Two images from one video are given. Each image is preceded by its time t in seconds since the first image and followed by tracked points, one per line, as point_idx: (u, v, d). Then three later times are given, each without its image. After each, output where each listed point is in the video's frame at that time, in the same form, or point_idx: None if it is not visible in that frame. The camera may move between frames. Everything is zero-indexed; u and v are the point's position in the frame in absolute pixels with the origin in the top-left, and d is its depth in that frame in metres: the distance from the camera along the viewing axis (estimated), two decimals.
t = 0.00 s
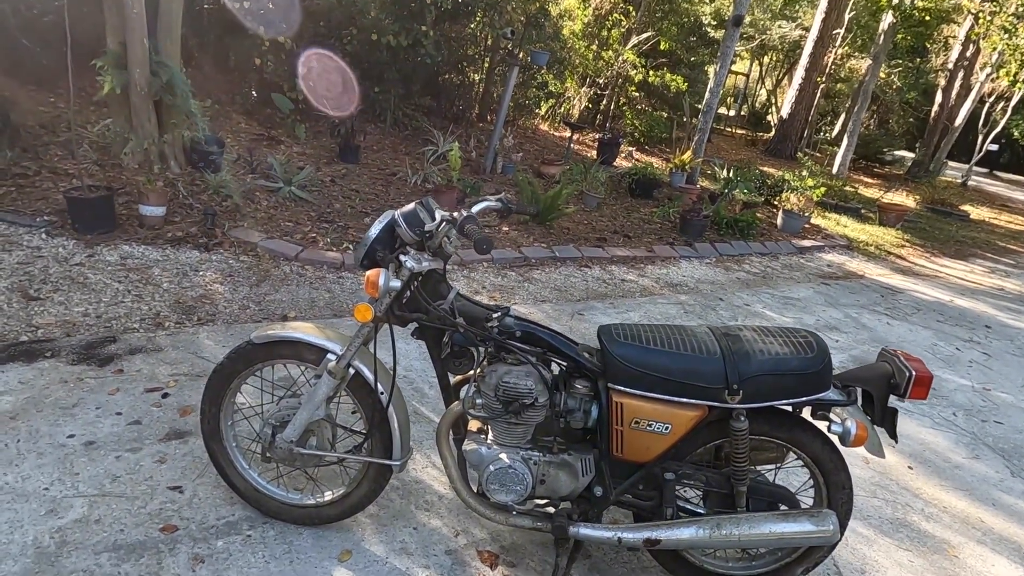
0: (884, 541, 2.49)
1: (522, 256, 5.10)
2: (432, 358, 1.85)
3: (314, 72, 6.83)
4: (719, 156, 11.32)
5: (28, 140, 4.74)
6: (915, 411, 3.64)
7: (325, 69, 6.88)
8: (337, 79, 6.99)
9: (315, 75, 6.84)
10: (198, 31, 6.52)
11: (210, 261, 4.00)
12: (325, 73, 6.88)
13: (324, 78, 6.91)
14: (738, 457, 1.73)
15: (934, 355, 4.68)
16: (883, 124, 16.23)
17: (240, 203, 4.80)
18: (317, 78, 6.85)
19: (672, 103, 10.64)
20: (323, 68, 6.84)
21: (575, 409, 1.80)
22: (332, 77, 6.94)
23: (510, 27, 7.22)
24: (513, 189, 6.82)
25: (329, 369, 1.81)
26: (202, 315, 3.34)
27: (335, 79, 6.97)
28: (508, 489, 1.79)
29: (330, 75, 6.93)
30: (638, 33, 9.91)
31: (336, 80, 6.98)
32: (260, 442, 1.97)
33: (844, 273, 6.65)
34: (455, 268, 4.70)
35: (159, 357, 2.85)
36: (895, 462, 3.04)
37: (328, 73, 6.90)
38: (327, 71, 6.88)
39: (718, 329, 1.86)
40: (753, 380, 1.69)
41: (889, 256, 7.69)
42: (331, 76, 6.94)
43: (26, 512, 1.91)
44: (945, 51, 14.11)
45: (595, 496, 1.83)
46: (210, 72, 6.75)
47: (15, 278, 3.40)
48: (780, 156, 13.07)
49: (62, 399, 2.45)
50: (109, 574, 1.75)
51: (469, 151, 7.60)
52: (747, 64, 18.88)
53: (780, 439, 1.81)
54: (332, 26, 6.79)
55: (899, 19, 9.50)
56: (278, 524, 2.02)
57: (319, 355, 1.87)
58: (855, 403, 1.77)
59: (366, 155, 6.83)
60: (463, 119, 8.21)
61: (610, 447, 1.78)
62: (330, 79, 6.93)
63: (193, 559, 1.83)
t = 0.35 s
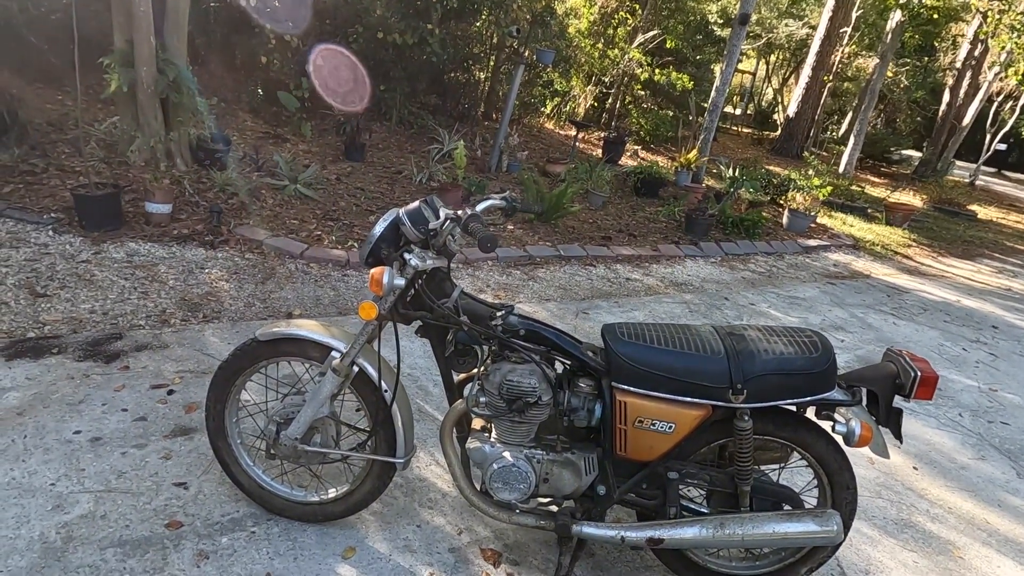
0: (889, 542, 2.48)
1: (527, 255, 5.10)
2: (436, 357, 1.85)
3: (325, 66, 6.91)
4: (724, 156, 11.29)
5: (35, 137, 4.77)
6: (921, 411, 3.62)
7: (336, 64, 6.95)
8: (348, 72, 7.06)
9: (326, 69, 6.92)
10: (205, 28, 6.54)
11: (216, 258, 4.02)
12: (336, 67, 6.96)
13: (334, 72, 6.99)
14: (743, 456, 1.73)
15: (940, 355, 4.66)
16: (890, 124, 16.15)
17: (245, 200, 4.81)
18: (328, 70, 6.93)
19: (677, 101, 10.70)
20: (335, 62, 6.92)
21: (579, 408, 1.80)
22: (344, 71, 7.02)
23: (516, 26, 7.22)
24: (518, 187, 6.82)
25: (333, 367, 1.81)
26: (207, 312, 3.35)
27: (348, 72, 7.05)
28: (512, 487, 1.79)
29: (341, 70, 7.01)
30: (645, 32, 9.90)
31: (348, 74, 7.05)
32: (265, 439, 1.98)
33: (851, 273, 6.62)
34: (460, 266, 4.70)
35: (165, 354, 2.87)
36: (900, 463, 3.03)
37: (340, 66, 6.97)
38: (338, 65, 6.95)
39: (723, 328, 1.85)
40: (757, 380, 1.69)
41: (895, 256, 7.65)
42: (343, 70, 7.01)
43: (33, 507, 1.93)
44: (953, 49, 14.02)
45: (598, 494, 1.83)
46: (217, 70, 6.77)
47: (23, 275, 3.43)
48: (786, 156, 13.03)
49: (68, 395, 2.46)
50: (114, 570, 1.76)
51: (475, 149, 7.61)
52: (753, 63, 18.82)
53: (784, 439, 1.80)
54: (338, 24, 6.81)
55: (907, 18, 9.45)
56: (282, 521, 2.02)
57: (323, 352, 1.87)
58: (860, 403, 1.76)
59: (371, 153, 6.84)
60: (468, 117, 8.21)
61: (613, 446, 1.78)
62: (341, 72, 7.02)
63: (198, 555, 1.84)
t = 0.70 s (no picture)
0: (882, 539, 2.49)
1: (522, 250, 5.09)
2: (431, 353, 1.84)
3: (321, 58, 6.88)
4: (720, 152, 11.30)
5: (27, 129, 4.73)
6: (915, 408, 3.63)
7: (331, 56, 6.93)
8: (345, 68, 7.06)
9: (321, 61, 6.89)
10: (199, 20, 6.49)
11: (210, 252, 4.00)
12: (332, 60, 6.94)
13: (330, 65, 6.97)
14: (738, 455, 1.72)
15: (934, 353, 4.67)
16: (886, 121, 16.18)
17: (240, 194, 4.79)
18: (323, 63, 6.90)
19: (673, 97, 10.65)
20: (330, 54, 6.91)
21: (574, 405, 1.80)
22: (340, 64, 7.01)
23: (512, 20, 7.19)
24: (514, 182, 6.81)
25: (328, 363, 1.80)
26: (201, 306, 3.33)
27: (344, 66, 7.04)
28: (507, 484, 1.78)
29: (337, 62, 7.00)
30: (642, 27, 9.87)
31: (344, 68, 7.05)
32: (259, 435, 1.97)
33: (845, 270, 6.64)
34: (456, 261, 4.69)
35: (158, 348, 2.85)
36: (894, 460, 3.04)
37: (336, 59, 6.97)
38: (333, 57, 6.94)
39: (719, 325, 1.85)
40: (753, 378, 1.69)
41: (890, 253, 7.68)
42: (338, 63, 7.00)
43: (24, 503, 1.91)
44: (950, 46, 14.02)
45: (593, 491, 1.83)
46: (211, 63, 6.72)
47: (15, 268, 3.40)
48: (782, 152, 13.04)
49: (60, 390, 2.45)
50: (107, 566, 1.75)
51: (470, 144, 7.58)
52: (749, 59, 18.81)
53: (780, 437, 1.80)
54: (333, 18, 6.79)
55: (904, 15, 9.45)
56: (276, 517, 2.02)
57: (318, 349, 1.86)
58: (854, 401, 1.76)
59: (367, 147, 6.81)
60: (464, 112, 8.18)
61: (609, 444, 1.78)
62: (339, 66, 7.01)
63: (191, 552, 1.83)
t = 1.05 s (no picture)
0: (882, 530, 2.50)
1: (520, 243, 5.08)
2: (435, 348, 1.83)
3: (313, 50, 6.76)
4: (716, 144, 11.30)
5: (20, 121, 4.67)
6: (912, 400, 3.65)
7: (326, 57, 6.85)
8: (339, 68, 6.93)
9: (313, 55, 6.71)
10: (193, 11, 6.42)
11: (207, 245, 3.97)
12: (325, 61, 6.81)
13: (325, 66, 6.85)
14: (743, 448, 1.72)
15: (931, 345, 4.69)
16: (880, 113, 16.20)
17: (236, 186, 4.75)
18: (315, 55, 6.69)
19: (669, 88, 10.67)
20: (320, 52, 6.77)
21: (580, 399, 1.80)
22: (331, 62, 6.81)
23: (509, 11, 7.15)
24: (511, 174, 6.79)
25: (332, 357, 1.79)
26: (199, 300, 3.31)
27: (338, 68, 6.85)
28: (512, 478, 1.78)
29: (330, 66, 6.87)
30: (637, 18, 9.85)
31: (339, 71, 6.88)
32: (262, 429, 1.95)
33: (842, 262, 6.66)
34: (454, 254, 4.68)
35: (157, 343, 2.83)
36: (892, 452, 3.06)
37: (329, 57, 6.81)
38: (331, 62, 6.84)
39: (724, 318, 1.84)
40: (759, 372, 1.68)
41: (885, 245, 7.71)
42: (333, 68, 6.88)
43: (26, 499, 1.90)
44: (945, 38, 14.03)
45: (599, 485, 1.83)
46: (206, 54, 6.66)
47: (10, 261, 3.37)
48: (777, 144, 13.04)
49: (59, 385, 2.43)
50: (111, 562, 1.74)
51: (467, 135, 7.55)
52: (744, 51, 18.80)
53: (784, 430, 1.80)
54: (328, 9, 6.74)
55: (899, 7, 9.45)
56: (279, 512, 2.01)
57: (322, 342, 1.85)
58: (859, 394, 1.76)
59: (363, 139, 6.77)
60: (460, 104, 8.15)
61: (614, 437, 1.77)
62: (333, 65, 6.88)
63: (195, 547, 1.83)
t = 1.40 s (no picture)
0: (854, 514, 2.48)
1: (496, 231, 5.01)
2: (391, 331, 1.77)
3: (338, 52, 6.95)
4: (698, 133, 11.28)
5: None
6: (887, 384, 3.64)
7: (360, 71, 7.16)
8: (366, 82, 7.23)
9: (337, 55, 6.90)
10: None
11: (172, 234, 3.87)
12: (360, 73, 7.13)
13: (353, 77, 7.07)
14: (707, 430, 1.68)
15: (907, 330, 4.69)
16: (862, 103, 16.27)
17: (205, 175, 4.64)
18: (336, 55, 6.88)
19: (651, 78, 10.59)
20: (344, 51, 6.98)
21: (540, 381, 1.73)
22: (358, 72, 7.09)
23: None
24: (489, 164, 6.71)
25: (282, 342, 1.72)
26: (161, 290, 3.22)
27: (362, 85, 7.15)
28: (470, 465, 1.73)
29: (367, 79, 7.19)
30: (618, 7, 9.78)
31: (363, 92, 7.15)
32: (213, 418, 1.88)
33: (821, 249, 6.66)
34: (428, 242, 4.60)
35: (114, 333, 2.74)
36: (866, 435, 3.04)
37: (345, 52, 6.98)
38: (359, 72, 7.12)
39: (688, 298, 1.79)
40: (722, 351, 1.64)
41: (865, 233, 7.72)
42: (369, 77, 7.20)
43: None
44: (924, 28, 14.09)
45: (560, 470, 1.78)
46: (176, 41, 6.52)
47: None
48: (760, 134, 13.03)
49: (7, 376, 2.34)
50: (50, 558, 1.67)
51: (445, 125, 7.45)
52: (727, 42, 18.79)
53: (750, 411, 1.76)
54: None
55: None
56: (233, 504, 1.94)
57: (272, 328, 1.78)
58: (826, 372, 1.72)
59: (339, 128, 6.66)
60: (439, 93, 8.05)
61: (575, 421, 1.72)
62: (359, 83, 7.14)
63: (141, 541, 1.76)
